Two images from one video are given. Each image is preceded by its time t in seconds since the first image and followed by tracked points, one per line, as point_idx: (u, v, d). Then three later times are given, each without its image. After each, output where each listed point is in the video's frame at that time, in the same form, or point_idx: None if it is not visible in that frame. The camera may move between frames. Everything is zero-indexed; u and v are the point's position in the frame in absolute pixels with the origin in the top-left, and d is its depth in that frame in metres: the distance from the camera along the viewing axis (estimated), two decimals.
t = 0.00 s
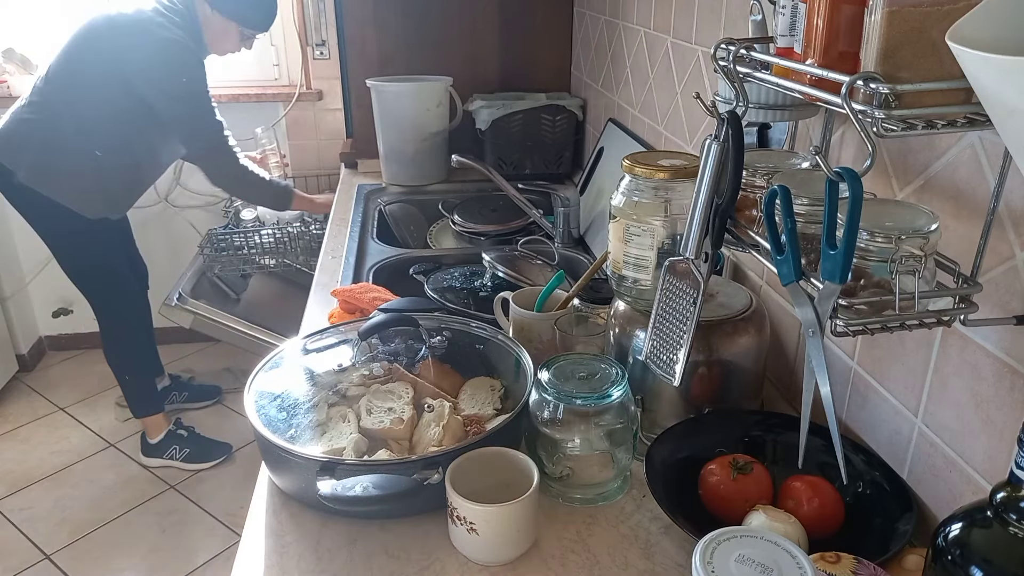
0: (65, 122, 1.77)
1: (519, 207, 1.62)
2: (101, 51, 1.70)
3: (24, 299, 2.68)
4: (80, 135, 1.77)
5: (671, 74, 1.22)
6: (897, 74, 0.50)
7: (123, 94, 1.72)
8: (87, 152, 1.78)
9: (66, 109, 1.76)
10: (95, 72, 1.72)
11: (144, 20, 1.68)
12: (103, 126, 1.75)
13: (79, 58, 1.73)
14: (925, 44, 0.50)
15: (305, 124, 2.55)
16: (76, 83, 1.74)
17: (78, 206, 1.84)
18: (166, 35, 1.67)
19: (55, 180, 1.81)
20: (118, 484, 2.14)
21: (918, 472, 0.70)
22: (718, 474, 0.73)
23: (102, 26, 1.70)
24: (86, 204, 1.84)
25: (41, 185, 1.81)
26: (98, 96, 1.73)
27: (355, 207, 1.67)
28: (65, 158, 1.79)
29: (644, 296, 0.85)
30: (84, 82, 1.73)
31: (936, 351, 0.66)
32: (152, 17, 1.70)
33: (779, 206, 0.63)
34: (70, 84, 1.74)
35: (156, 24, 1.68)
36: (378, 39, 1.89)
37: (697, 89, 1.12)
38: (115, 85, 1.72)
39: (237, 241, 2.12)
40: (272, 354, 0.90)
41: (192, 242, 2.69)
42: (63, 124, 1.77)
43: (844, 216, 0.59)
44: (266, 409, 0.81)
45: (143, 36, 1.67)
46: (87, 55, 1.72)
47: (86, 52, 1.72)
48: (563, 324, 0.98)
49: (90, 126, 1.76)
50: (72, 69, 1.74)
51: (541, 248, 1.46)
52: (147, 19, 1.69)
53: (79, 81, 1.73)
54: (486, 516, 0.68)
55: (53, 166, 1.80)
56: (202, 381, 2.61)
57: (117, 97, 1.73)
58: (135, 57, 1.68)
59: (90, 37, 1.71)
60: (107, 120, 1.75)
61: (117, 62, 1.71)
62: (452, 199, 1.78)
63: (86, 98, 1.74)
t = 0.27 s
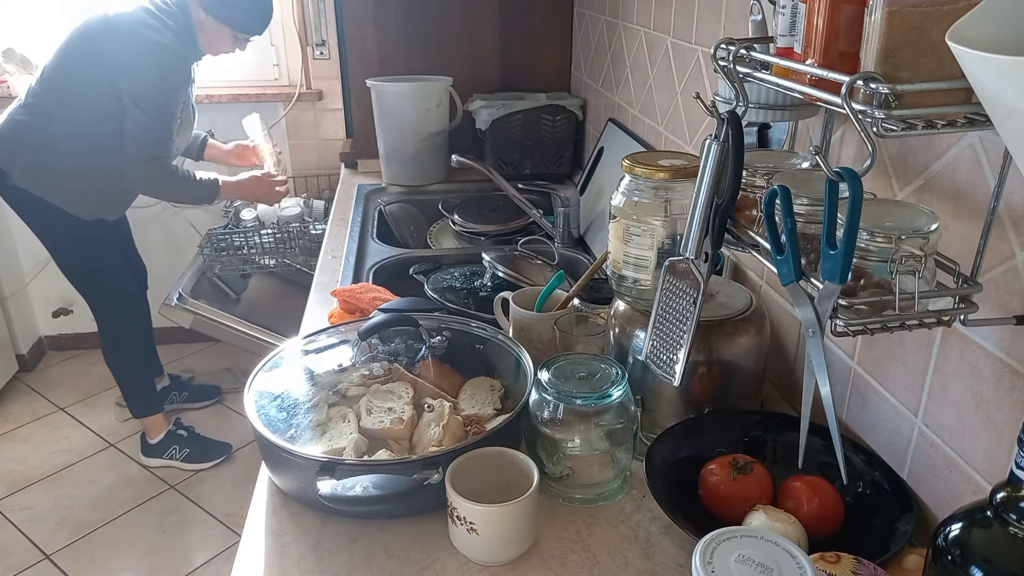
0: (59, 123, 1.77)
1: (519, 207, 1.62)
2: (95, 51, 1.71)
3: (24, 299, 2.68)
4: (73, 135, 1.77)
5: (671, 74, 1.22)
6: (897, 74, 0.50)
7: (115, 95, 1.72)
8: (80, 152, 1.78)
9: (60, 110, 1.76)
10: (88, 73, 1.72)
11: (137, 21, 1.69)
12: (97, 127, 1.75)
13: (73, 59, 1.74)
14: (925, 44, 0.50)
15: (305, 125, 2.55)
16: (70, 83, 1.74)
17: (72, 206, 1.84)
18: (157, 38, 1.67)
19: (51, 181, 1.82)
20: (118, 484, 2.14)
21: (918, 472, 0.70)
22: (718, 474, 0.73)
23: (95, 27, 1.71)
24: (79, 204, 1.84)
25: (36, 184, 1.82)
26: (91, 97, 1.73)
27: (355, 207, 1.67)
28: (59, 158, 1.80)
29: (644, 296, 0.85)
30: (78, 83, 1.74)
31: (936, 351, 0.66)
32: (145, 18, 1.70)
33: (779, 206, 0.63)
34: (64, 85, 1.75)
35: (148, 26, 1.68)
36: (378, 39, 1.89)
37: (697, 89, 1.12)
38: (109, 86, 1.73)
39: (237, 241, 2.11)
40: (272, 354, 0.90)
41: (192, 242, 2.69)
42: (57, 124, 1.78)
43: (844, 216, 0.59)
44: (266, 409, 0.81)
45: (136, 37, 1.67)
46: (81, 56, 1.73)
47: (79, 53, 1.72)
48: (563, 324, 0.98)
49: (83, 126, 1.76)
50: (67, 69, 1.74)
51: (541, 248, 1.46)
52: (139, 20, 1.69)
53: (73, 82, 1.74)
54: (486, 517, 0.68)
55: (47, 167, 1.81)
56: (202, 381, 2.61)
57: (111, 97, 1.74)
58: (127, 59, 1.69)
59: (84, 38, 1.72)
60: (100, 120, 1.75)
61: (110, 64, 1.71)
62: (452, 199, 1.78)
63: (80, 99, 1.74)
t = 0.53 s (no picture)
0: (58, 123, 1.77)
1: (519, 207, 1.62)
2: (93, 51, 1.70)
3: (24, 299, 2.68)
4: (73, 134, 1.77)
5: (671, 74, 1.22)
6: (897, 74, 0.50)
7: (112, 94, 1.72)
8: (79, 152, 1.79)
9: (59, 109, 1.76)
10: (86, 71, 1.72)
11: (134, 19, 1.69)
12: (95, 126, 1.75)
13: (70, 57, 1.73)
14: (925, 44, 0.50)
15: (305, 125, 2.55)
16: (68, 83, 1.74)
17: (74, 205, 1.86)
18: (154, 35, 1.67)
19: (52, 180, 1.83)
20: (118, 484, 2.14)
21: (918, 472, 0.70)
22: (718, 474, 0.73)
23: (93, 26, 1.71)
24: (80, 203, 1.86)
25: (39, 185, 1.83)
26: (90, 96, 1.73)
27: (355, 207, 1.67)
28: (59, 157, 1.80)
29: (644, 296, 0.85)
30: (76, 82, 1.73)
31: (936, 351, 0.66)
32: (142, 16, 1.70)
33: (779, 206, 0.63)
34: (63, 84, 1.74)
35: (144, 23, 1.68)
36: (378, 39, 1.89)
37: (697, 89, 1.12)
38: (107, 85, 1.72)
39: (237, 241, 2.11)
40: (271, 354, 0.90)
41: (191, 242, 2.69)
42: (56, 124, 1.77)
43: (844, 216, 0.59)
44: (266, 409, 0.81)
45: (131, 34, 1.67)
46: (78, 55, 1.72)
47: (76, 53, 1.72)
48: (563, 324, 0.98)
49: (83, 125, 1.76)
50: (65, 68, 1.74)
51: (541, 248, 1.46)
52: (136, 18, 1.69)
53: (71, 81, 1.74)
54: (486, 517, 0.68)
55: (47, 167, 1.82)
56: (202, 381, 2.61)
57: (110, 96, 1.73)
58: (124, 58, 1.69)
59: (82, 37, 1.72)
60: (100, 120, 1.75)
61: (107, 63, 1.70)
62: (452, 199, 1.78)
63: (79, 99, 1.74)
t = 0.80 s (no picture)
0: (58, 123, 1.78)
1: (519, 207, 1.62)
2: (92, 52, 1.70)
3: (24, 299, 2.68)
4: (72, 133, 1.78)
5: (671, 74, 1.22)
6: (897, 74, 0.50)
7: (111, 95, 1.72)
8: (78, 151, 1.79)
9: (60, 110, 1.77)
10: (86, 72, 1.72)
11: (134, 20, 1.69)
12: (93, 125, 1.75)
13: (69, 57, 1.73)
14: (925, 44, 0.50)
15: (305, 124, 2.55)
16: (65, 83, 1.74)
17: (73, 207, 1.85)
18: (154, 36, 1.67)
19: (51, 180, 1.83)
20: (118, 484, 2.14)
21: (918, 472, 0.70)
22: (718, 474, 0.73)
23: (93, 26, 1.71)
24: (79, 203, 1.86)
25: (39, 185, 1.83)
26: (90, 96, 1.73)
27: (355, 207, 1.67)
28: (59, 158, 1.81)
29: (644, 296, 0.85)
30: (76, 82, 1.73)
31: (936, 351, 0.66)
32: (142, 17, 1.70)
33: (779, 206, 0.63)
34: (62, 84, 1.74)
35: (145, 24, 1.68)
36: (378, 39, 1.89)
37: (697, 89, 1.12)
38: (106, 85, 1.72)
39: (238, 241, 2.11)
40: (271, 354, 0.90)
41: (191, 242, 2.69)
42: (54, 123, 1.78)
43: (844, 216, 0.59)
44: (266, 409, 0.81)
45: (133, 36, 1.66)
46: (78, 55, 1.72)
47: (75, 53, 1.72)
48: (563, 324, 0.98)
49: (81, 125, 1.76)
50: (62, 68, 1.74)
51: (541, 248, 1.46)
52: (137, 18, 1.69)
53: (70, 81, 1.73)
54: (486, 517, 0.68)
55: (47, 167, 1.82)
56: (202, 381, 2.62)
57: (109, 97, 1.73)
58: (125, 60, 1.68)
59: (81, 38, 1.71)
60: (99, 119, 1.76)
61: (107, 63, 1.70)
62: (452, 199, 1.78)
63: (79, 99, 1.74)
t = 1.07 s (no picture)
0: (57, 123, 1.78)
1: (519, 207, 1.62)
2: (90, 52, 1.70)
3: (24, 299, 2.68)
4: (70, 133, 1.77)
5: (671, 74, 1.22)
6: (897, 74, 0.50)
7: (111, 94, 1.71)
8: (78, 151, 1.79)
9: (58, 110, 1.76)
10: (84, 71, 1.72)
11: (132, 18, 1.68)
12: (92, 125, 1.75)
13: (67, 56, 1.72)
14: (925, 44, 0.50)
15: (305, 125, 2.55)
16: (63, 82, 1.74)
17: (72, 205, 1.85)
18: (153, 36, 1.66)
19: (50, 180, 1.82)
20: (118, 484, 2.14)
21: (918, 472, 0.70)
22: (718, 474, 0.73)
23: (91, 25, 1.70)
24: (80, 203, 1.85)
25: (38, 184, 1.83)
26: (90, 96, 1.73)
27: (355, 207, 1.67)
28: (59, 159, 1.81)
29: (644, 296, 0.85)
30: (75, 82, 1.73)
31: (936, 351, 0.66)
32: (139, 15, 1.69)
33: (779, 206, 0.63)
34: (61, 84, 1.74)
35: (143, 23, 1.67)
36: (378, 39, 1.89)
37: (697, 89, 1.12)
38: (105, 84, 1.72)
39: (238, 241, 2.12)
40: (271, 354, 0.90)
41: (191, 242, 2.69)
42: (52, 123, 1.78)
43: (844, 216, 0.59)
44: (266, 409, 0.81)
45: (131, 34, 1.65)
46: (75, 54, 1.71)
47: (73, 53, 1.71)
48: (563, 324, 0.98)
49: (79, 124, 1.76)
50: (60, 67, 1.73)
51: (541, 248, 1.46)
52: (134, 17, 1.68)
53: (70, 81, 1.73)
54: (487, 517, 0.68)
55: (46, 167, 1.82)
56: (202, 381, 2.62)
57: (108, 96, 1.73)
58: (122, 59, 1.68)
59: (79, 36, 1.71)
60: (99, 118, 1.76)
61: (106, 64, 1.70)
62: (452, 199, 1.78)
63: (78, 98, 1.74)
